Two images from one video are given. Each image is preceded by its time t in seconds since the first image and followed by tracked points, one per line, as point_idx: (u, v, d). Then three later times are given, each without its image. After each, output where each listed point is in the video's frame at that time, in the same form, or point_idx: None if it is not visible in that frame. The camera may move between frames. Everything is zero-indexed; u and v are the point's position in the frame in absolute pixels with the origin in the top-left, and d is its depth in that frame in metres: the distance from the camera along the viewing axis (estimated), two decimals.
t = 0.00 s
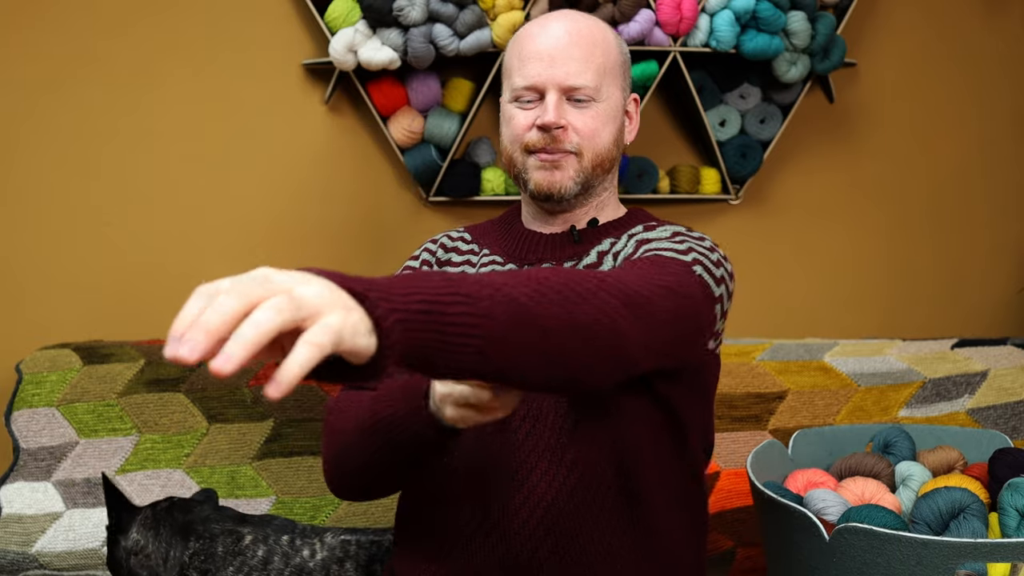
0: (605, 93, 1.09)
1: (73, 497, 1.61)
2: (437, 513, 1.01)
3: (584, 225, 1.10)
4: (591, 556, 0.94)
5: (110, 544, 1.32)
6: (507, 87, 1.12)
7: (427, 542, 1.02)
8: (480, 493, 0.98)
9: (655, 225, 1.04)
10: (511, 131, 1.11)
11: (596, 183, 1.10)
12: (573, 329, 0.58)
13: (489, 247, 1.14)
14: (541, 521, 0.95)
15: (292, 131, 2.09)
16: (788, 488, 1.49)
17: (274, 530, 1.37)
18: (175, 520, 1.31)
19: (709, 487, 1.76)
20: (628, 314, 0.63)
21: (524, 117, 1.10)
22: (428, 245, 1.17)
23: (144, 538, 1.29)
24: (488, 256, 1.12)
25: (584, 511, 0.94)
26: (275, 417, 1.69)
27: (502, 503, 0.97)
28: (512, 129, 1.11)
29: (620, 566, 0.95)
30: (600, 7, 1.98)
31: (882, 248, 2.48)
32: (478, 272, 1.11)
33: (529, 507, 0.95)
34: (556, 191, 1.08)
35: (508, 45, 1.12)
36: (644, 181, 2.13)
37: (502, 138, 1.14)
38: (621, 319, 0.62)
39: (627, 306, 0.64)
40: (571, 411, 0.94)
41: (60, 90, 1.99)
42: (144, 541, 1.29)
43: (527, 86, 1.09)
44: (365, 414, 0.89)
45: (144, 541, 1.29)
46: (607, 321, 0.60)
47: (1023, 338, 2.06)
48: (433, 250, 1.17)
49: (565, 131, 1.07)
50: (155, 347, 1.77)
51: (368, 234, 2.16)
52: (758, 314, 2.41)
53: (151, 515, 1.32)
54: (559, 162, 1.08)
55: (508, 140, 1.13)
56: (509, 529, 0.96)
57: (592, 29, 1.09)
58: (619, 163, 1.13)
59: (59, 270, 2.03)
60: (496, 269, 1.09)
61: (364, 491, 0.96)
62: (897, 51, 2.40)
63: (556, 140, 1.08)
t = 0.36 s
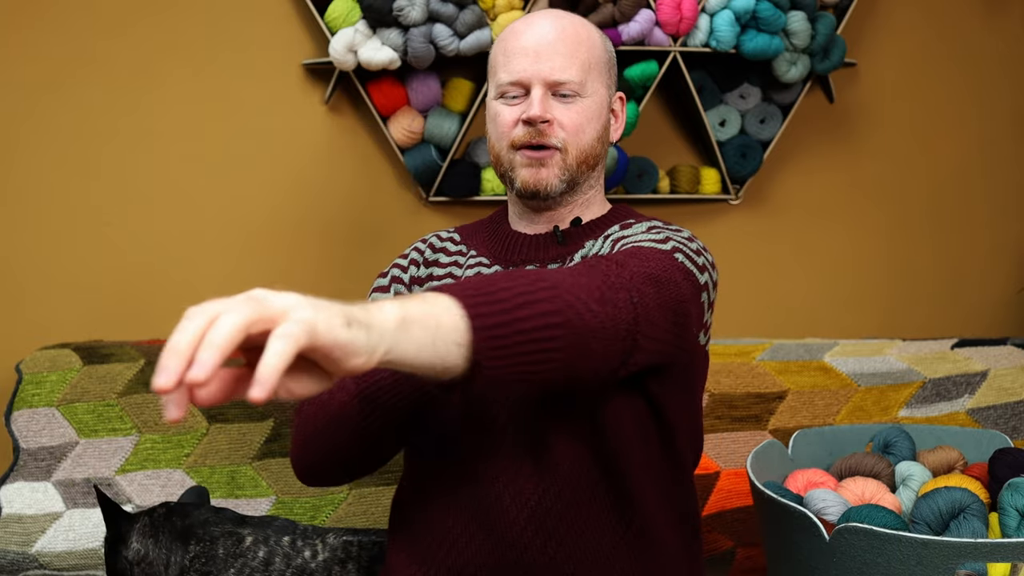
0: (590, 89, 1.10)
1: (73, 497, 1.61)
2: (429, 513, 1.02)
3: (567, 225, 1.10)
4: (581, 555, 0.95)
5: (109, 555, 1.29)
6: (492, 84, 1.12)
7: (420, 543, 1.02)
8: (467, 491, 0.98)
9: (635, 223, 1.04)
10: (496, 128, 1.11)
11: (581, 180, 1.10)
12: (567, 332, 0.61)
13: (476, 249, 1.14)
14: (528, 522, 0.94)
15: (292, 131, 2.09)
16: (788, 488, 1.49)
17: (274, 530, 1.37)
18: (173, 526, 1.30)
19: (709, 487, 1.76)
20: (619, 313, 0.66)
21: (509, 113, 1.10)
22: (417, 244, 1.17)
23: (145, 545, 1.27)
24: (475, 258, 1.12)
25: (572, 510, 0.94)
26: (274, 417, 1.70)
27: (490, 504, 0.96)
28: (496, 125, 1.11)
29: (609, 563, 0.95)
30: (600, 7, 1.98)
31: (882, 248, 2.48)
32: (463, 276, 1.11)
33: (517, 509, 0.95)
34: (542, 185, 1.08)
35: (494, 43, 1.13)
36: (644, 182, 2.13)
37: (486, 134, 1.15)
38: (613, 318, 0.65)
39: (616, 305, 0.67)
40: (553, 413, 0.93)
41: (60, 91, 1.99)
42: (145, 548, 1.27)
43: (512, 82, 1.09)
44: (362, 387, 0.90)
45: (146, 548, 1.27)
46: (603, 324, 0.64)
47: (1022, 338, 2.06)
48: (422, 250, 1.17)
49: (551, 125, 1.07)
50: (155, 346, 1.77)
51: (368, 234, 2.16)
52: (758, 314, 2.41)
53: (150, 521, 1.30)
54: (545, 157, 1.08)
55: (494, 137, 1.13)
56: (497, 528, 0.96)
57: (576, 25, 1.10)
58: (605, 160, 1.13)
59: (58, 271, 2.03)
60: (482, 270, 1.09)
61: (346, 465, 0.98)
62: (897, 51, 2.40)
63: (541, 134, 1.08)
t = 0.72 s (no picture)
0: (594, 90, 1.09)
1: (73, 497, 1.61)
2: (429, 512, 1.02)
3: (570, 225, 1.11)
4: (582, 555, 0.94)
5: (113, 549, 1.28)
6: (495, 84, 1.12)
7: (421, 541, 1.02)
8: (467, 489, 0.99)
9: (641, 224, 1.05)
10: (499, 129, 1.11)
11: (585, 183, 1.10)
12: (549, 346, 0.63)
13: (478, 249, 1.15)
14: (531, 521, 0.94)
15: (291, 131, 2.09)
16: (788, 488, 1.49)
17: (275, 528, 1.37)
18: (178, 525, 1.30)
19: (709, 487, 1.76)
20: (611, 313, 0.67)
21: (513, 115, 1.10)
22: (417, 244, 1.17)
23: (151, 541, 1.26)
24: (476, 258, 1.13)
25: (573, 510, 0.94)
26: (275, 417, 1.70)
27: (491, 503, 0.96)
28: (499, 125, 1.11)
29: (611, 564, 0.95)
30: (600, 7, 1.98)
31: (882, 248, 2.48)
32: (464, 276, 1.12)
33: (518, 507, 0.95)
34: (545, 188, 1.08)
35: (497, 42, 1.12)
36: (645, 182, 2.13)
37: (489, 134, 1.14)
38: (599, 321, 0.66)
39: (610, 306, 0.67)
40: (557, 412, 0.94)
41: (60, 91, 1.99)
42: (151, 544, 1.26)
43: (516, 83, 1.09)
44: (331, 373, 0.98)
45: (150, 543, 1.25)
46: (583, 329, 0.65)
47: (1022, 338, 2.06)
48: (422, 250, 1.18)
49: (555, 128, 1.07)
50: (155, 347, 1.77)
51: (368, 234, 2.16)
52: (758, 313, 2.41)
53: (158, 520, 1.30)
54: (549, 160, 1.08)
55: (497, 137, 1.12)
56: (499, 525, 0.96)
57: (581, 26, 1.09)
58: (608, 162, 1.13)
59: (58, 271, 2.03)
60: (484, 269, 1.10)
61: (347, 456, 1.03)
62: (897, 51, 2.40)
63: (545, 137, 1.08)
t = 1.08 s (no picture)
0: (605, 93, 1.09)
1: (73, 497, 1.61)
2: (432, 515, 1.02)
3: (577, 225, 1.11)
4: (588, 558, 0.94)
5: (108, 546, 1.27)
6: (505, 84, 1.12)
7: (426, 544, 1.02)
8: (472, 491, 0.99)
9: (648, 224, 1.05)
10: (508, 130, 1.12)
11: (595, 184, 1.10)
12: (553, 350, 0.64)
13: (482, 249, 1.15)
14: (537, 522, 0.95)
15: (292, 131, 2.09)
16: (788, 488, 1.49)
17: (272, 527, 1.37)
18: (174, 524, 1.28)
19: (709, 487, 1.76)
20: (622, 320, 0.67)
21: (523, 116, 1.10)
22: (422, 244, 1.19)
23: (147, 541, 1.25)
24: (482, 258, 1.13)
25: (579, 512, 0.94)
26: (275, 417, 1.69)
27: (496, 504, 0.96)
28: (510, 128, 1.11)
29: (617, 566, 0.95)
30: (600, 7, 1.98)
31: (882, 248, 2.48)
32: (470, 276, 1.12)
33: (524, 509, 0.95)
34: (555, 189, 1.09)
35: (507, 42, 1.11)
36: (644, 181, 2.13)
37: (498, 134, 1.15)
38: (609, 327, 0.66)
39: (622, 312, 0.67)
40: (564, 414, 0.94)
41: (60, 91, 1.99)
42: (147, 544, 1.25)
43: (526, 86, 1.09)
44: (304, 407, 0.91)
45: (147, 544, 1.25)
46: (592, 334, 0.65)
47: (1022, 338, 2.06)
48: (428, 250, 1.18)
49: (566, 131, 1.07)
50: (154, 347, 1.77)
51: (368, 234, 2.17)
52: (757, 313, 2.41)
53: (152, 519, 1.28)
54: (559, 162, 1.09)
55: (505, 138, 1.13)
56: (505, 528, 0.96)
57: (592, 28, 1.08)
58: (618, 163, 1.13)
59: (59, 271, 2.03)
60: (490, 270, 1.10)
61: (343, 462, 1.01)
62: (897, 51, 2.40)
63: (556, 140, 1.08)
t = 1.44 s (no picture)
0: (604, 94, 1.09)
1: (73, 497, 1.61)
2: (431, 513, 1.02)
3: (578, 225, 1.12)
4: (587, 558, 0.94)
5: (109, 550, 1.30)
6: (504, 85, 1.11)
7: (425, 544, 1.02)
8: (470, 490, 0.99)
9: (651, 224, 1.05)
10: (508, 131, 1.11)
11: (594, 184, 1.11)
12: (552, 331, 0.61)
13: (485, 247, 1.15)
14: (536, 522, 0.95)
15: (291, 131, 2.09)
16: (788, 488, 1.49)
17: (274, 527, 1.36)
18: (175, 527, 1.30)
19: (709, 487, 1.76)
20: (613, 307, 0.64)
21: (522, 118, 1.10)
22: (427, 241, 1.19)
23: (148, 546, 1.28)
24: (483, 256, 1.13)
25: (579, 512, 0.94)
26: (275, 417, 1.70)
27: (495, 504, 0.97)
28: (509, 128, 1.11)
29: (617, 567, 0.94)
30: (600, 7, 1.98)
31: (882, 248, 2.48)
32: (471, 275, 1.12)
33: (523, 509, 0.95)
34: (555, 189, 1.09)
35: (506, 43, 1.11)
36: (644, 182, 2.13)
37: (498, 134, 1.14)
38: (601, 312, 0.63)
39: (613, 300, 0.65)
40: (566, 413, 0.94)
41: (60, 91, 1.99)
42: (148, 548, 1.27)
43: (526, 87, 1.08)
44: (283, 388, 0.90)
45: (148, 548, 1.27)
46: (585, 321, 0.62)
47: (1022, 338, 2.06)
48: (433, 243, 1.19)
49: (566, 133, 1.07)
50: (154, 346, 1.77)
51: (368, 234, 2.16)
52: (758, 313, 2.41)
53: (153, 522, 1.31)
54: (559, 162, 1.09)
55: (506, 139, 1.13)
56: (504, 528, 0.96)
57: (591, 29, 1.07)
58: (618, 163, 1.13)
59: (59, 271, 2.03)
60: (491, 268, 1.11)
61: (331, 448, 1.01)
62: (897, 51, 2.40)
63: (556, 141, 1.08)
